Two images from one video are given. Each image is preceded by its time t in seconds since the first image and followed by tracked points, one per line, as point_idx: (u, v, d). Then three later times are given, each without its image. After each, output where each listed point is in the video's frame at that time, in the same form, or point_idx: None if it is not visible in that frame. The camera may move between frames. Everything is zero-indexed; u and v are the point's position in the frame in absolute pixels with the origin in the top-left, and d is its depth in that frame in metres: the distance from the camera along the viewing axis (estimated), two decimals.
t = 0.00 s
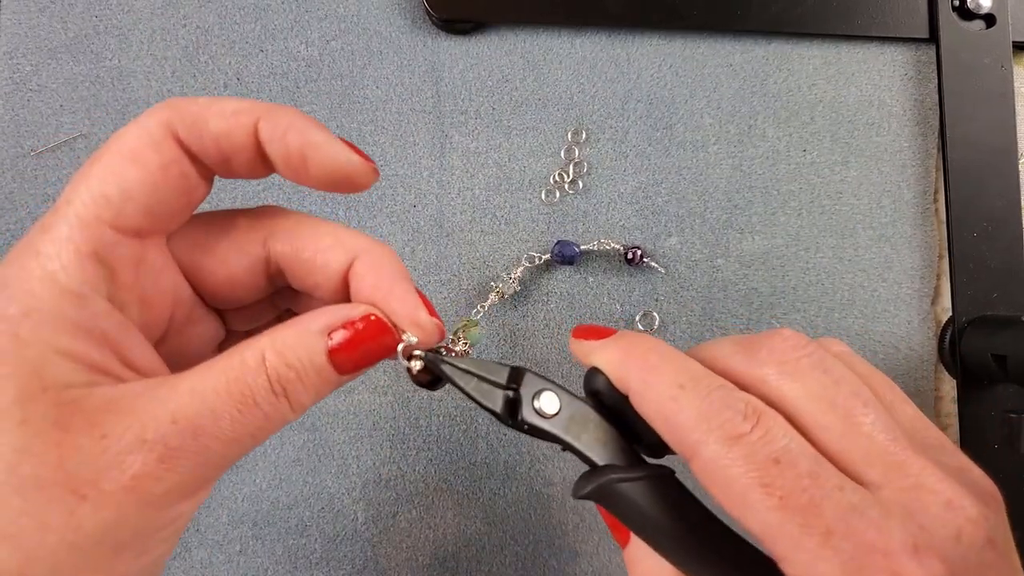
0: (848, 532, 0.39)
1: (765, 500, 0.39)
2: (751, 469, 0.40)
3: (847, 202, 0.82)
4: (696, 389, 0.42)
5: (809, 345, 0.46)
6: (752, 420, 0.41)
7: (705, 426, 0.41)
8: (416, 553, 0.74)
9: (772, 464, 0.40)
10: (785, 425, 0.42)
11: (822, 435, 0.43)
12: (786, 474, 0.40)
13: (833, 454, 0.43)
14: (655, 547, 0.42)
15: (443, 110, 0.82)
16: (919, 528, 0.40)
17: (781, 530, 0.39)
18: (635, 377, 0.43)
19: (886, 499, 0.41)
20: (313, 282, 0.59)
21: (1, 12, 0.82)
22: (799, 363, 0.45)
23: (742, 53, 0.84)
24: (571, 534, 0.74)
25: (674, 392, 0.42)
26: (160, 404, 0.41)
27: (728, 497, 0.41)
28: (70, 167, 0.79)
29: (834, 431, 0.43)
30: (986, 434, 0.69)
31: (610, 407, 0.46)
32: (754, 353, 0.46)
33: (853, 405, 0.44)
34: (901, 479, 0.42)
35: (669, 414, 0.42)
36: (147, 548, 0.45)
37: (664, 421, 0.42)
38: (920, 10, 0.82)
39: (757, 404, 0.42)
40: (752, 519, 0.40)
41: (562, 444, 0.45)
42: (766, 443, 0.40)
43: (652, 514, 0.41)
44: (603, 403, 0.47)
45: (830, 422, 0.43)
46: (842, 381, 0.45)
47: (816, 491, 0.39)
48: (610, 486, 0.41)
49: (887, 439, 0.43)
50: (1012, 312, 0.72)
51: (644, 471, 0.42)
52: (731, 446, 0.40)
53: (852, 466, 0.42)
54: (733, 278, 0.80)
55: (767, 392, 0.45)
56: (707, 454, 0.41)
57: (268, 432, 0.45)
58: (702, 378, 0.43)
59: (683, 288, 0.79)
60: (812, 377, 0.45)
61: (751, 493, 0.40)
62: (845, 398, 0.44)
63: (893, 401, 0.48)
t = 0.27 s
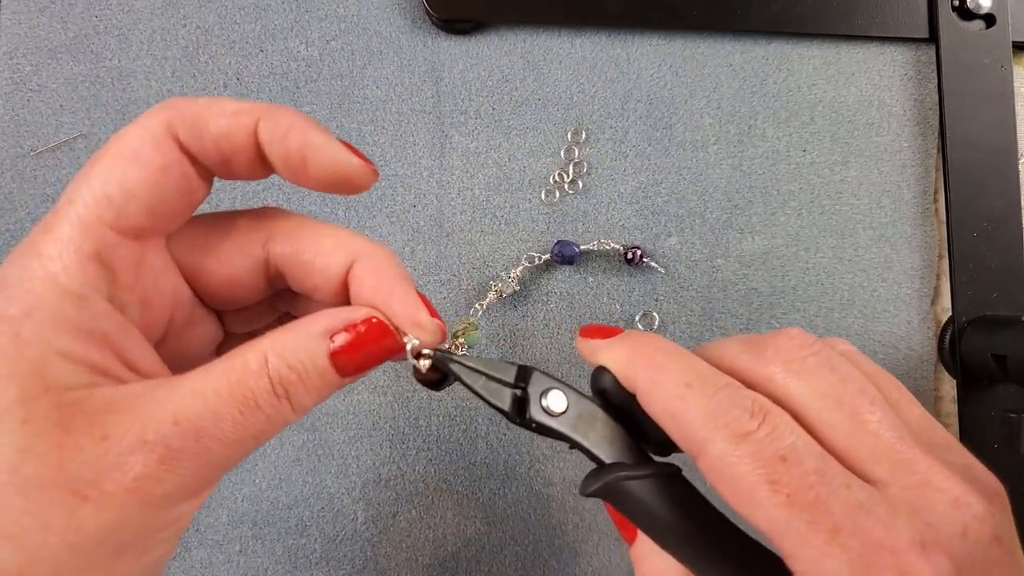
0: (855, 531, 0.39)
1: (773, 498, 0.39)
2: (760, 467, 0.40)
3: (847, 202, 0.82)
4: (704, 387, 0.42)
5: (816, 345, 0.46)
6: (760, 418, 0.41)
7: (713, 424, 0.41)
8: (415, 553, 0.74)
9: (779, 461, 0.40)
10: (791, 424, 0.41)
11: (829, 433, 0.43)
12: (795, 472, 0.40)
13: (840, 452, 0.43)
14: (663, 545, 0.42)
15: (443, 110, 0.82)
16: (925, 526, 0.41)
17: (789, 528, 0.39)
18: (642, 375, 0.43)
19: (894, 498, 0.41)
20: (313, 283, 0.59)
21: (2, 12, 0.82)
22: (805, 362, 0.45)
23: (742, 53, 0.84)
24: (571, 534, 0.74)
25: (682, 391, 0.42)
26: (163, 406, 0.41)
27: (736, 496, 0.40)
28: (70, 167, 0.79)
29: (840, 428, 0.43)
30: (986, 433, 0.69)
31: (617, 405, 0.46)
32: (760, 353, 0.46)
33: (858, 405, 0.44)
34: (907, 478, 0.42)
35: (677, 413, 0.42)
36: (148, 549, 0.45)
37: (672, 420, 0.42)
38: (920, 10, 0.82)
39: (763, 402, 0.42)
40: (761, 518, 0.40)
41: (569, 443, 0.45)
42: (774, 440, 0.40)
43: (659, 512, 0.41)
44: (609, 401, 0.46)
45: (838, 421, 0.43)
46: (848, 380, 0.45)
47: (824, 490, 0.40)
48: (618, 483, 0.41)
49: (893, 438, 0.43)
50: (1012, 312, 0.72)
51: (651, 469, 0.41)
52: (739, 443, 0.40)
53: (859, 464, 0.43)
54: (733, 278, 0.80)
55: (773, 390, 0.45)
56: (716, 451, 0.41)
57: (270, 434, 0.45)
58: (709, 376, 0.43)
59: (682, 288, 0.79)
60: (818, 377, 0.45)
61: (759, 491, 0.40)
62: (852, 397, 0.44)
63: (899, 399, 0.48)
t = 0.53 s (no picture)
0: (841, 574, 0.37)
1: (760, 531, 0.38)
2: (752, 498, 0.38)
3: (847, 202, 0.82)
4: (711, 398, 0.39)
5: (849, 356, 0.42)
6: (763, 439, 0.38)
7: (713, 441, 0.38)
8: (416, 553, 0.74)
9: (773, 492, 0.38)
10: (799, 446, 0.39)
11: (843, 465, 0.40)
12: (790, 503, 0.38)
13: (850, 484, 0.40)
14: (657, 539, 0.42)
15: (443, 110, 0.82)
16: None
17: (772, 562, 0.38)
18: (651, 374, 0.41)
19: (894, 541, 0.39)
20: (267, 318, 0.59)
21: (2, 12, 0.82)
22: (833, 377, 0.41)
23: (742, 53, 0.84)
24: (571, 534, 0.74)
25: (686, 400, 0.39)
26: (158, 459, 0.40)
27: (731, 521, 0.39)
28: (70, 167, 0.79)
29: (858, 453, 0.40)
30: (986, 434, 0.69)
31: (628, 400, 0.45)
32: (787, 358, 0.42)
33: (880, 430, 0.40)
34: (918, 520, 0.39)
35: (680, 421, 0.39)
36: None
37: (674, 428, 0.40)
38: (920, 10, 0.82)
39: (773, 419, 0.39)
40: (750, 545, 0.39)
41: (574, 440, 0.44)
42: (774, 469, 0.38)
43: (653, 511, 0.41)
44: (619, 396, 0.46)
45: (854, 450, 0.40)
46: (874, 405, 0.41)
47: (815, 528, 0.38)
48: (613, 489, 0.41)
49: (910, 473, 0.40)
50: (1014, 312, 0.71)
51: (648, 475, 0.41)
52: (735, 470, 0.38)
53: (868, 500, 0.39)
54: (734, 278, 0.80)
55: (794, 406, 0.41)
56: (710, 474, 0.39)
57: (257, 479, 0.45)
58: (720, 385, 0.40)
59: (682, 288, 0.79)
60: (844, 394, 0.41)
61: (747, 522, 0.38)
62: (871, 424, 0.40)
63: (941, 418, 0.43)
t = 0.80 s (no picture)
0: None
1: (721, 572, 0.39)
2: (717, 535, 0.38)
3: (847, 202, 0.82)
4: (691, 431, 0.39)
5: (855, 398, 0.38)
6: (738, 483, 0.38)
7: (687, 476, 0.38)
8: (415, 553, 0.74)
9: (742, 541, 0.38)
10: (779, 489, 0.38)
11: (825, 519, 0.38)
12: (754, 544, 0.38)
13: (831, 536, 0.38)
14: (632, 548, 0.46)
15: (443, 110, 0.82)
16: None
17: None
18: (634, 393, 0.40)
19: None
20: (236, 325, 0.59)
21: (2, 12, 0.82)
22: (831, 422, 0.38)
23: (742, 53, 0.84)
24: (571, 534, 0.74)
25: (666, 430, 0.39)
26: (106, 477, 0.41)
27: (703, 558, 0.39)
28: (70, 168, 0.80)
29: (843, 506, 0.37)
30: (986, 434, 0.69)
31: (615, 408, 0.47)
32: (785, 395, 0.39)
33: (877, 484, 0.37)
34: None
35: (659, 448, 0.39)
36: None
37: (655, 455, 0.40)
38: (920, 9, 0.82)
39: (753, 459, 0.38)
40: None
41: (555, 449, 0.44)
42: (742, 510, 0.38)
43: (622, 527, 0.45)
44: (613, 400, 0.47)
45: (838, 504, 0.38)
46: (873, 458, 0.37)
47: None
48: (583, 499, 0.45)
49: (899, 538, 0.37)
50: (1011, 312, 0.72)
51: (615, 493, 0.44)
52: (704, 505, 0.38)
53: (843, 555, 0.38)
54: (734, 278, 0.80)
55: (785, 446, 0.39)
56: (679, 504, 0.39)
57: (223, 482, 0.45)
58: (704, 418, 0.39)
59: (682, 288, 0.79)
60: (836, 440, 0.38)
61: (713, 561, 0.39)
62: (864, 481, 0.37)
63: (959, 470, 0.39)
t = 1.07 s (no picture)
0: None
1: None
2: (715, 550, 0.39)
3: (847, 202, 0.83)
4: (697, 448, 0.39)
5: (858, 423, 0.39)
6: (740, 499, 0.38)
7: (692, 492, 0.39)
8: (415, 553, 0.74)
9: (744, 557, 0.38)
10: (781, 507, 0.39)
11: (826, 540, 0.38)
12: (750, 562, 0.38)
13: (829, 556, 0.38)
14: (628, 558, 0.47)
15: (443, 110, 0.82)
16: None
17: None
18: (641, 407, 0.41)
19: None
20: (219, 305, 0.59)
21: (2, 12, 0.81)
22: (834, 443, 0.39)
23: (742, 53, 0.84)
24: (571, 534, 0.74)
25: (671, 445, 0.40)
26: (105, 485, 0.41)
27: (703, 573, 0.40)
28: (70, 168, 0.80)
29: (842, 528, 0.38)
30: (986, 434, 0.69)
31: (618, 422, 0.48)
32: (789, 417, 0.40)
33: (874, 506, 0.38)
34: None
35: (665, 462, 0.40)
36: None
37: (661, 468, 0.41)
38: (920, 10, 0.82)
39: (757, 477, 0.39)
40: None
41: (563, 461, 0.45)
42: (740, 526, 0.38)
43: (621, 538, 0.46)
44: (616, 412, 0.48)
45: (835, 525, 0.38)
46: (873, 483, 0.38)
47: None
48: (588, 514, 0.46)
49: (895, 561, 0.37)
50: (1011, 312, 0.71)
51: (618, 507, 0.45)
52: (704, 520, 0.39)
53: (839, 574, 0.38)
54: (734, 278, 0.80)
55: (789, 466, 0.40)
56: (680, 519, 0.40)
57: (226, 473, 0.45)
58: (709, 435, 0.40)
59: (683, 288, 0.79)
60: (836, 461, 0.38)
61: None
62: (863, 504, 0.38)
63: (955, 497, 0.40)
